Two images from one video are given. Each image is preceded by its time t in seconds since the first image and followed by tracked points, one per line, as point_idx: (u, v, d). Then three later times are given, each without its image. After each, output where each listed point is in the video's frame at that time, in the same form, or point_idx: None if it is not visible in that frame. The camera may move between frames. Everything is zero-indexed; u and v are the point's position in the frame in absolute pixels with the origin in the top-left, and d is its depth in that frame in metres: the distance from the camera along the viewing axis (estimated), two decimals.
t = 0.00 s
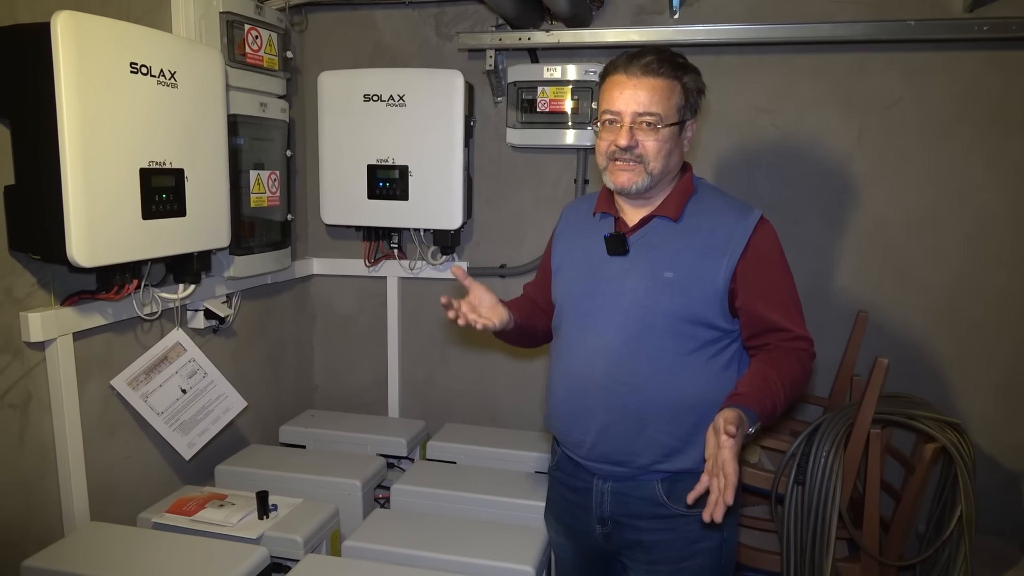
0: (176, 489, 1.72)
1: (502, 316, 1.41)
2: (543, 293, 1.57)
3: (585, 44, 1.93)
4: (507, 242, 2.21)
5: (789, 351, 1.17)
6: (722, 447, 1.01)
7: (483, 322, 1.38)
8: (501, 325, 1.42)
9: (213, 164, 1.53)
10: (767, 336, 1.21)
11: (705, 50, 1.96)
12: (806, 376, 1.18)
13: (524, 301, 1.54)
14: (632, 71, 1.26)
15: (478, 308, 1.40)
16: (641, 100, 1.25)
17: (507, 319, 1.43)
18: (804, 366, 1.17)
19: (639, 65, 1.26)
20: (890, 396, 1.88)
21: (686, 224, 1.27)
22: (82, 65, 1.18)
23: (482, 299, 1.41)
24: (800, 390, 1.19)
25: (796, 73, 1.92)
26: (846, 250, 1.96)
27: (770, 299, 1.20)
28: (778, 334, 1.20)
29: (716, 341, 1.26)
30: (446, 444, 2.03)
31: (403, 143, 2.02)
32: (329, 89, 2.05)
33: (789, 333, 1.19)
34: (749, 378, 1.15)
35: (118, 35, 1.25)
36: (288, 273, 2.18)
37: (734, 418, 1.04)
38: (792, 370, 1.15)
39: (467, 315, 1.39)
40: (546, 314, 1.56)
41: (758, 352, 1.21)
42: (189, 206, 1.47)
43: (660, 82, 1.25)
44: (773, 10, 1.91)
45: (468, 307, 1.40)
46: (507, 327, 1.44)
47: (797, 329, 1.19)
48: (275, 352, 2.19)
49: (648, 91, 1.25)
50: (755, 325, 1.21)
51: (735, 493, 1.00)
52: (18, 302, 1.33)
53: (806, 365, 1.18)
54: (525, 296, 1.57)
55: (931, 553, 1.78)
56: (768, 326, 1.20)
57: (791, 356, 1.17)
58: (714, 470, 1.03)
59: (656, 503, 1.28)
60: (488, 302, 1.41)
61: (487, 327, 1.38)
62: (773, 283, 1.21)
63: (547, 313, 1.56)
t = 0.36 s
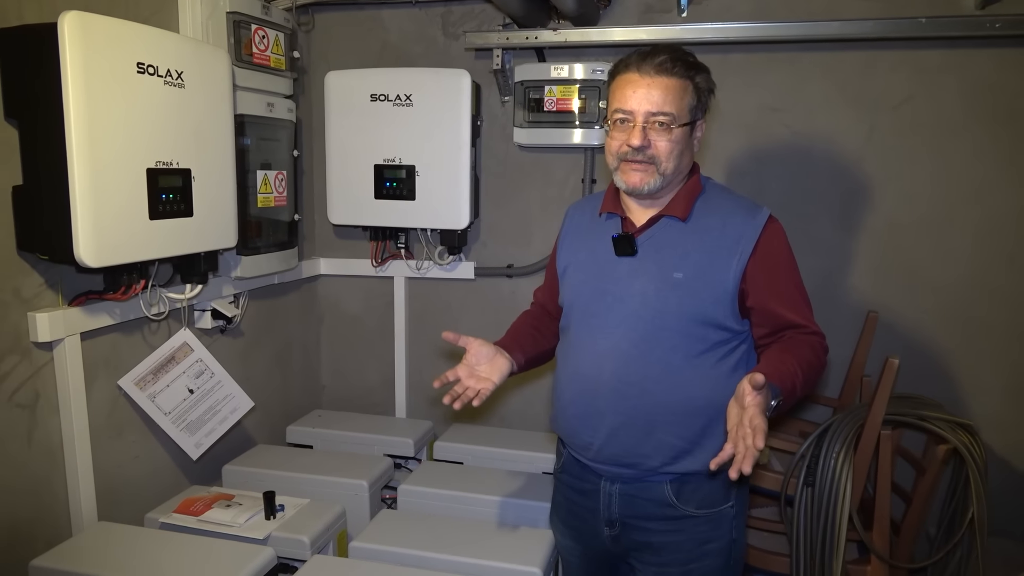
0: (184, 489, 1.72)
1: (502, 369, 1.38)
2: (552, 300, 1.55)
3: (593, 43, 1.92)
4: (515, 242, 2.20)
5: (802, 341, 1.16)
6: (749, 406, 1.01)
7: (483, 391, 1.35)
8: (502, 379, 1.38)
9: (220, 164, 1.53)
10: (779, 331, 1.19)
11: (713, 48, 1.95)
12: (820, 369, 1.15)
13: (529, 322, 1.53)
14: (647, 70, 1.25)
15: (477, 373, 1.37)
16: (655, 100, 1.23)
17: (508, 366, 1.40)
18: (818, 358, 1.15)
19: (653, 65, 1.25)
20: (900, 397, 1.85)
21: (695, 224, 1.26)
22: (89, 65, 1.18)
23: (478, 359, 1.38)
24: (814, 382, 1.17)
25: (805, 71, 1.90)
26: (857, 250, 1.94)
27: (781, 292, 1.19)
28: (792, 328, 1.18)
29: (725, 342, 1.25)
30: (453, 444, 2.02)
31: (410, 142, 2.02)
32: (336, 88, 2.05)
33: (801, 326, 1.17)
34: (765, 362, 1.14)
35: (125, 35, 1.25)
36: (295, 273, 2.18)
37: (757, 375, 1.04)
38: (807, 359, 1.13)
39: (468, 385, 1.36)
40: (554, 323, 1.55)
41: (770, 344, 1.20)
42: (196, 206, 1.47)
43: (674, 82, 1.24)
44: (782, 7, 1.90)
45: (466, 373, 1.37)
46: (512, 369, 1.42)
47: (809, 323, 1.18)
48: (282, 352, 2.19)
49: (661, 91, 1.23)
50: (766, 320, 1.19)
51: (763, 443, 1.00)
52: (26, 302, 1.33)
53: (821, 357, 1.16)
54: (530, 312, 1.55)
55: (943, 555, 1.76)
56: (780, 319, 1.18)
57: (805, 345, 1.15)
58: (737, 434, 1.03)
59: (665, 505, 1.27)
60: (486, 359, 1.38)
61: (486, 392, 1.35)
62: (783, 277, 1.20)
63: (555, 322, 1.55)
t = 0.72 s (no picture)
0: (189, 488, 1.72)
1: (501, 352, 1.38)
2: (557, 297, 1.55)
3: (599, 41, 1.91)
4: (521, 241, 2.20)
5: (806, 345, 1.14)
6: (740, 419, 0.98)
7: (481, 368, 1.35)
8: (501, 362, 1.38)
9: (225, 163, 1.53)
10: (783, 334, 1.18)
11: (721, 47, 1.93)
12: (823, 373, 1.14)
13: (533, 317, 1.52)
14: (646, 68, 1.24)
15: (475, 353, 1.37)
16: (655, 98, 1.22)
17: (508, 351, 1.40)
18: (822, 362, 1.13)
19: (652, 62, 1.24)
20: (909, 398, 1.83)
21: (698, 224, 1.25)
22: (94, 65, 1.18)
23: (478, 339, 1.38)
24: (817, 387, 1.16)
25: (813, 70, 1.89)
26: (867, 250, 1.91)
27: (786, 295, 1.17)
28: (796, 331, 1.17)
29: (730, 342, 1.24)
30: (458, 444, 2.02)
31: (416, 142, 2.01)
32: (342, 87, 2.05)
33: (805, 329, 1.16)
34: (765, 368, 1.12)
35: (130, 35, 1.25)
36: (300, 273, 2.18)
37: (750, 387, 1.01)
38: (810, 364, 1.11)
39: (465, 362, 1.36)
40: (559, 320, 1.55)
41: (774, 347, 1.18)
42: (202, 205, 1.47)
43: (674, 79, 1.23)
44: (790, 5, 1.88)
45: (465, 351, 1.37)
46: (512, 355, 1.42)
47: (813, 326, 1.16)
48: (288, 351, 2.19)
49: (661, 89, 1.22)
50: (770, 322, 1.18)
51: (752, 459, 0.96)
52: (31, 302, 1.33)
53: (823, 361, 1.14)
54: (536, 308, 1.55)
55: (953, 558, 1.73)
56: (785, 321, 1.16)
57: (808, 350, 1.13)
58: (730, 447, 1.00)
59: (669, 506, 1.25)
60: (486, 339, 1.38)
61: (482, 370, 1.35)
62: (788, 279, 1.18)
63: (560, 319, 1.55)
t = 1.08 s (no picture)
0: (197, 487, 1.73)
1: (504, 355, 1.38)
2: (562, 298, 1.55)
3: (605, 40, 1.90)
4: (529, 241, 2.19)
5: (810, 346, 1.13)
6: (742, 420, 0.97)
7: (484, 371, 1.34)
8: (504, 364, 1.37)
9: (231, 164, 1.54)
10: (787, 335, 1.17)
11: (728, 44, 1.91)
12: (827, 374, 1.13)
13: (537, 318, 1.52)
14: (649, 67, 1.23)
15: (478, 356, 1.37)
16: (658, 97, 1.21)
17: (511, 354, 1.40)
18: (826, 364, 1.12)
19: (656, 61, 1.23)
20: (920, 398, 1.80)
21: (702, 223, 1.24)
22: (100, 68, 1.19)
23: (480, 343, 1.38)
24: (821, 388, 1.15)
25: (822, 67, 1.86)
26: (878, 249, 1.88)
27: (790, 295, 1.16)
28: (800, 332, 1.15)
29: (733, 342, 1.22)
30: (465, 445, 2.02)
31: (422, 142, 2.02)
32: (349, 88, 2.05)
33: (809, 330, 1.14)
34: (768, 369, 1.11)
35: (135, 38, 1.26)
36: (308, 273, 2.19)
37: (752, 389, 1.00)
38: (814, 366, 1.10)
39: (468, 366, 1.36)
40: (563, 322, 1.54)
41: (778, 348, 1.17)
42: (208, 206, 1.48)
43: (678, 78, 1.21)
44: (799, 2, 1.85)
45: (468, 355, 1.37)
46: (516, 358, 1.41)
47: (818, 327, 1.15)
48: (296, 352, 2.20)
49: (664, 87, 1.21)
50: (774, 322, 1.17)
51: (754, 460, 0.95)
52: (40, 302, 1.34)
53: (828, 362, 1.13)
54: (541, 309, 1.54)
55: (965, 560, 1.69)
56: (789, 322, 1.15)
57: (812, 351, 1.12)
58: (731, 448, 0.98)
59: (672, 508, 1.24)
60: (489, 343, 1.38)
61: (486, 373, 1.34)
62: (792, 279, 1.16)
63: (564, 320, 1.54)
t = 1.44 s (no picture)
0: (210, 483, 1.75)
1: (513, 356, 1.38)
2: (570, 298, 1.54)
3: (618, 39, 1.88)
4: (541, 240, 2.18)
5: (819, 348, 1.11)
6: (748, 422, 0.96)
7: (493, 372, 1.34)
8: (512, 366, 1.37)
9: (243, 164, 1.55)
10: (796, 336, 1.15)
11: (743, 42, 1.89)
12: (836, 376, 1.11)
13: (545, 318, 1.51)
14: (658, 66, 1.22)
15: (487, 357, 1.37)
16: (667, 97, 1.20)
17: (520, 355, 1.40)
18: (835, 366, 1.10)
19: (665, 61, 1.22)
20: (935, 402, 1.77)
21: (710, 223, 1.22)
22: (113, 69, 1.21)
23: (489, 343, 1.38)
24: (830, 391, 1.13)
25: (838, 66, 1.83)
26: (895, 250, 1.85)
27: (799, 297, 1.14)
28: (809, 334, 1.14)
29: (741, 343, 1.21)
30: (475, 444, 2.02)
31: (434, 142, 2.02)
32: (362, 89, 2.06)
33: (818, 331, 1.13)
34: (776, 371, 1.10)
35: (148, 39, 1.28)
36: (321, 272, 2.21)
37: (758, 391, 0.99)
38: (823, 368, 1.09)
39: (476, 367, 1.35)
40: (572, 321, 1.54)
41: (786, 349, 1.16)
42: (221, 205, 1.49)
43: (687, 78, 1.20)
44: None
45: (477, 355, 1.37)
46: (524, 359, 1.41)
47: (827, 329, 1.13)
48: (309, 350, 2.21)
49: (673, 87, 1.20)
50: (783, 324, 1.15)
51: (758, 462, 0.93)
52: (55, 299, 1.37)
53: (836, 365, 1.12)
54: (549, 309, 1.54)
55: (980, 566, 1.66)
56: (798, 324, 1.14)
57: (821, 353, 1.11)
58: (736, 450, 0.97)
59: (679, 509, 1.23)
60: (498, 343, 1.38)
61: (494, 374, 1.34)
62: (801, 280, 1.15)
63: (573, 320, 1.54)
